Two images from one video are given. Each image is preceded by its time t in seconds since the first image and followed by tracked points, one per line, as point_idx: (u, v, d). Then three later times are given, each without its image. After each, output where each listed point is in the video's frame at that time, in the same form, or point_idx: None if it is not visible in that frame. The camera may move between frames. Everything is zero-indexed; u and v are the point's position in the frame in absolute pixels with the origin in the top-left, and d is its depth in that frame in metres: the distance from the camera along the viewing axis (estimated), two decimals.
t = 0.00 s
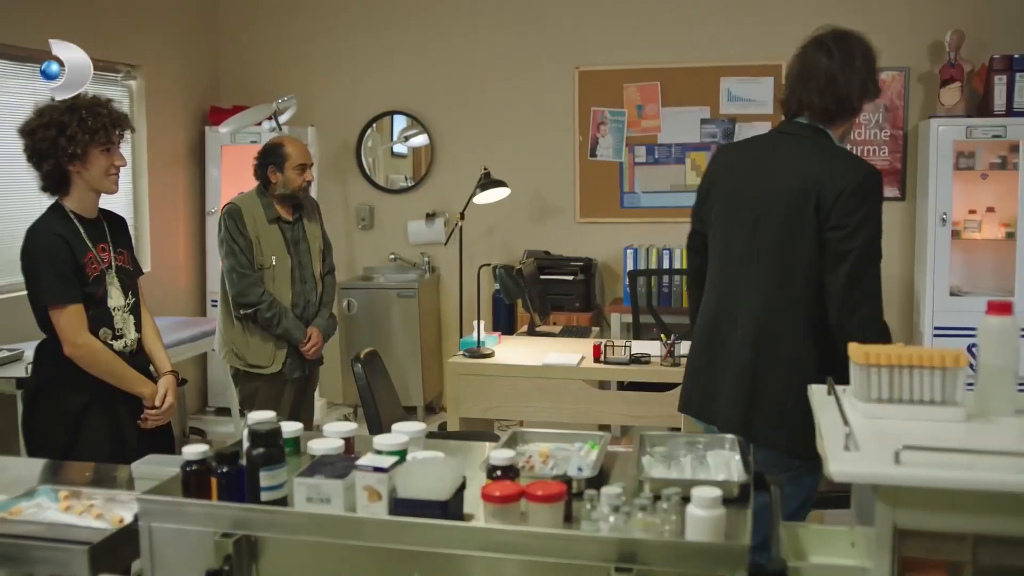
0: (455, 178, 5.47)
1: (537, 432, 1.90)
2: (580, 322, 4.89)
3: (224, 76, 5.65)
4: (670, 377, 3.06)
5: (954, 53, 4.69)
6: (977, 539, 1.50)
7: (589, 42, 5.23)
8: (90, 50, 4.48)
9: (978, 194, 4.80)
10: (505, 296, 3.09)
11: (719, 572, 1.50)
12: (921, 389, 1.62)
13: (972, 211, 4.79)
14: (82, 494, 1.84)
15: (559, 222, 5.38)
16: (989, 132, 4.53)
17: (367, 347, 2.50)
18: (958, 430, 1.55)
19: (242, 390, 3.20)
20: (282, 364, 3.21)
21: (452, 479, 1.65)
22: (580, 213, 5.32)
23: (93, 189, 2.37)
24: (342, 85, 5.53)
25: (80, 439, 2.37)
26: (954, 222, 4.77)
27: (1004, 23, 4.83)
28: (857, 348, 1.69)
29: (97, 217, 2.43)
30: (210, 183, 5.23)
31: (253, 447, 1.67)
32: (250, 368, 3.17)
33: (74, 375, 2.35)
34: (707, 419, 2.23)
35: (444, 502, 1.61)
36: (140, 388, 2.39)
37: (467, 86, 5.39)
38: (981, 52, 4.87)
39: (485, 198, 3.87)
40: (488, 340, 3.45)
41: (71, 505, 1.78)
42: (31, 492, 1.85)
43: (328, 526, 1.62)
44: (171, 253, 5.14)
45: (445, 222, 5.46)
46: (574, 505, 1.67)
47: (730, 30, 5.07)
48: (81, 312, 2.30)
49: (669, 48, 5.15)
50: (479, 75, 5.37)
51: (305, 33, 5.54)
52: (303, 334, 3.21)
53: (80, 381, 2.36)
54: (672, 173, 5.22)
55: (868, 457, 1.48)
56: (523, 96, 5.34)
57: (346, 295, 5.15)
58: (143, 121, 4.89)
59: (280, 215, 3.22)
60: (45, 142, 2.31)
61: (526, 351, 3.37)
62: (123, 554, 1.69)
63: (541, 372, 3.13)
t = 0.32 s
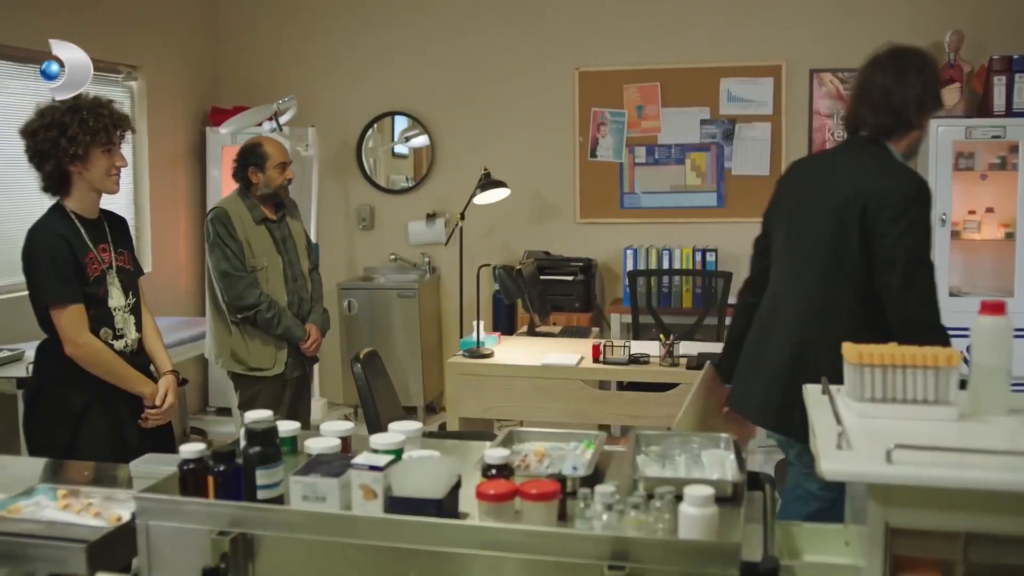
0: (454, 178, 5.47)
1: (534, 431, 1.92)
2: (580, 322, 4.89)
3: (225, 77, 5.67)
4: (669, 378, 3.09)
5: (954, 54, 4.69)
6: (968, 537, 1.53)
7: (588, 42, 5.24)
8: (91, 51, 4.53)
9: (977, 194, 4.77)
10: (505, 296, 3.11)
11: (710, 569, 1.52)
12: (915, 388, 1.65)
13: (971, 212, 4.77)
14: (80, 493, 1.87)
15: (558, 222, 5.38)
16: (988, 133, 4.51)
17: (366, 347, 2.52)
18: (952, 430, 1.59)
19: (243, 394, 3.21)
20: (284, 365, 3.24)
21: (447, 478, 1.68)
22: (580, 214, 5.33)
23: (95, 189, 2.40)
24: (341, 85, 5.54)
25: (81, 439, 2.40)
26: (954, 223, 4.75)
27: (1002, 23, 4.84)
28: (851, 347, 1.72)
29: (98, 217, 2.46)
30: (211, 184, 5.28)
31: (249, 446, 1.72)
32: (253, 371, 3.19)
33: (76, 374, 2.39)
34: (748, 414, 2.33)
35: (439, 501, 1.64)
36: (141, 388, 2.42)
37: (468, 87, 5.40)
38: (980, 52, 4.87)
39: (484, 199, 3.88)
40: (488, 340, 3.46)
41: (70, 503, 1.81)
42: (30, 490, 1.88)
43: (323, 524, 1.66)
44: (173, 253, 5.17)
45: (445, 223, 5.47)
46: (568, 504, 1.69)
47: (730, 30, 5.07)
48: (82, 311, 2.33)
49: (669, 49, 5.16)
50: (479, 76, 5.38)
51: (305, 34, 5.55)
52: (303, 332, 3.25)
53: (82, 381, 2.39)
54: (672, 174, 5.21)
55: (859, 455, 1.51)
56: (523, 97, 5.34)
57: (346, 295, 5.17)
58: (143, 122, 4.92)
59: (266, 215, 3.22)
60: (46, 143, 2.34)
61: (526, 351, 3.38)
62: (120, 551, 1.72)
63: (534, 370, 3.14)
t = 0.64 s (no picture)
0: (432, 181, 5.48)
1: (506, 432, 1.94)
2: (558, 323, 4.94)
3: (205, 81, 5.66)
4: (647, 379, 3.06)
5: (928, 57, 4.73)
6: (934, 535, 1.56)
7: (565, 45, 5.25)
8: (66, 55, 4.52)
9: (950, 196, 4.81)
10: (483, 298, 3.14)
11: (680, 569, 1.52)
12: (882, 388, 1.68)
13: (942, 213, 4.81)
14: (53, 496, 1.88)
15: (536, 225, 5.39)
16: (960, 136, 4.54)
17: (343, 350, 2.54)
18: (921, 428, 1.62)
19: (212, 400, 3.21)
20: (253, 370, 3.24)
21: (418, 479, 1.69)
22: (557, 216, 5.34)
23: (68, 191, 2.41)
24: (320, 88, 5.54)
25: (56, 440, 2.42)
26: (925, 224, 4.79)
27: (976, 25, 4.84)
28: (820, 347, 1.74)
29: (72, 220, 2.48)
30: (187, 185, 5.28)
31: (221, 448, 1.76)
32: (222, 378, 3.18)
33: (50, 377, 2.39)
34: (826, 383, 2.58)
35: (410, 502, 1.66)
36: (115, 390, 2.42)
37: (445, 92, 5.41)
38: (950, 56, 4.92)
39: (462, 201, 3.88)
40: (465, 343, 3.47)
41: (41, 507, 1.82)
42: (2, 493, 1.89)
43: (294, 525, 1.67)
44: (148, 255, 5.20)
45: (422, 224, 5.45)
46: (539, 504, 1.71)
47: (706, 33, 5.09)
48: (56, 314, 2.33)
49: (644, 54, 5.17)
50: (457, 80, 5.39)
51: (284, 38, 5.55)
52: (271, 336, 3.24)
53: (58, 383, 2.40)
54: (647, 176, 5.22)
55: (826, 455, 1.52)
56: (500, 100, 5.36)
57: (324, 298, 5.16)
58: (119, 125, 4.94)
59: (230, 219, 3.22)
60: (20, 145, 2.35)
61: (504, 354, 3.37)
62: (92, 553, 1.73)
63: (501, 371, 3.14)
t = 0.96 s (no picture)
0: (349, 185, 5.20)
1: (425, 436, 1.94)
2: (479, 328, 4.75)
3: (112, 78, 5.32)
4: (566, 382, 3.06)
5: (839, 63, 4.60)
6: (840, 530, 1.59)
7: (487, 46, 5.03)
8: None
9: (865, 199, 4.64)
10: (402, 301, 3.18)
11: (591, 568, 1.52)
12: (792, 387, 1.72)
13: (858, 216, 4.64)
14: None
15: (456, 229, 5.15)
16: (872, 140, 4.34)
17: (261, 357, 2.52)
18: (828, 425, 1.66)
19: (123, 409, 3.18)
20: (164, 378, 3.21)
21: (332, 484, 1.68)
22: (477, 221, 5.11)
23: None
24: (235, 90, 5.22)
25: None
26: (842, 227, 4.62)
27: (898, 28, 4.72)
28: (731, 348, 1.78)
29: None
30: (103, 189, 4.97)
31: (131, 458, 1.72)
32: (131, 387, 3.15)
33: None
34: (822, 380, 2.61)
35: (324, 508, 1.64)
36: (24, 399, 2.37)
37: (361, 93, 5.13)
38: (866, 60, 4.76)
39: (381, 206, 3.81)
40: (385, 347, 3.41)
41: None
42: None
43: (203, 535, 1.64)
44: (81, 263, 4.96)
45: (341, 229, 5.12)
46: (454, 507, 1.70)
47: (633, 36, 4.92)
48: None
49: (564, 56, 4.98)
50: (372, 81, 5.12)
51: (195, 35, 5.22)
52: (182, 344, 3.20)
53: None
54: (567, 179, 5.02)
55: (736, 453, 1.54)
56: (417, 102, 5.11)
57: (243, 303, 4.84)
58: (28, 128, 4.65)
59: (139, 223, 3.16)
60: None
61: (425, 358, 3.33)
62: None
63: (423, 377, 3.08)
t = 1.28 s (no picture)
0: (280, 186, 5.14)
1: (352, 438, 1.93)
2: (410, 329, 4.74)
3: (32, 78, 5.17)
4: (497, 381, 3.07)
5: (765, 65, 4.65)
6: (766, 525, 1.62)
7: (417, 47, 5.01)
8: None
9: (789, 199, 4.71)
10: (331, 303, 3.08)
11: (518, 568, 1.53)
12: (718, 385, 1.74)
13: (783, 215, 4.70)
14: None
15: (387, 230, 5.12)
16: (797, 140, 4.43)
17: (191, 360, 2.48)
18: (753, 422, 1.69)
19: (55, 414, 3.11)
20: (96, 382, 3.14)
21: (259, 489, 1.66)
22: (408, 221, 5.09)
23: None
24: (161, 90, 5.12)
25: None
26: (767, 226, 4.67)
27: (819, 32, 4.81)
28: (659, 347, 1.81)
29: None
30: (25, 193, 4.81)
31: (52, 466, 1.68)
32: (60, 390, 3.08)
33: None
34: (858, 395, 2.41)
35: (252, 513, 1.62)
36: None
37: (291, 93, 5.08)
38: (789, 62, 4.84)
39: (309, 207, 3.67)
40: (315, 349, 3.39)
41: None
42: None
43: (128, 542, 1.61)
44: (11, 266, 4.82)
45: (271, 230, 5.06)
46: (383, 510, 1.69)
47: (562, 38, 4.94)
48: None
49: (494, 57, 4.98)
50: (302, 81, 5.07)
51: (119, 33, 5.10)
52: (114, 346, 3.14)
53: None
54: (497, 180, 5.02)
55: (663, 451, 1.56)
56: (348, 103, 5.07)
57: (170, 307, 4.73)
58: None
59: (65, 224, 3.07)
60: None
61: (357, 359, 3.32)
62: None
63: (353, 379, 3.06)
